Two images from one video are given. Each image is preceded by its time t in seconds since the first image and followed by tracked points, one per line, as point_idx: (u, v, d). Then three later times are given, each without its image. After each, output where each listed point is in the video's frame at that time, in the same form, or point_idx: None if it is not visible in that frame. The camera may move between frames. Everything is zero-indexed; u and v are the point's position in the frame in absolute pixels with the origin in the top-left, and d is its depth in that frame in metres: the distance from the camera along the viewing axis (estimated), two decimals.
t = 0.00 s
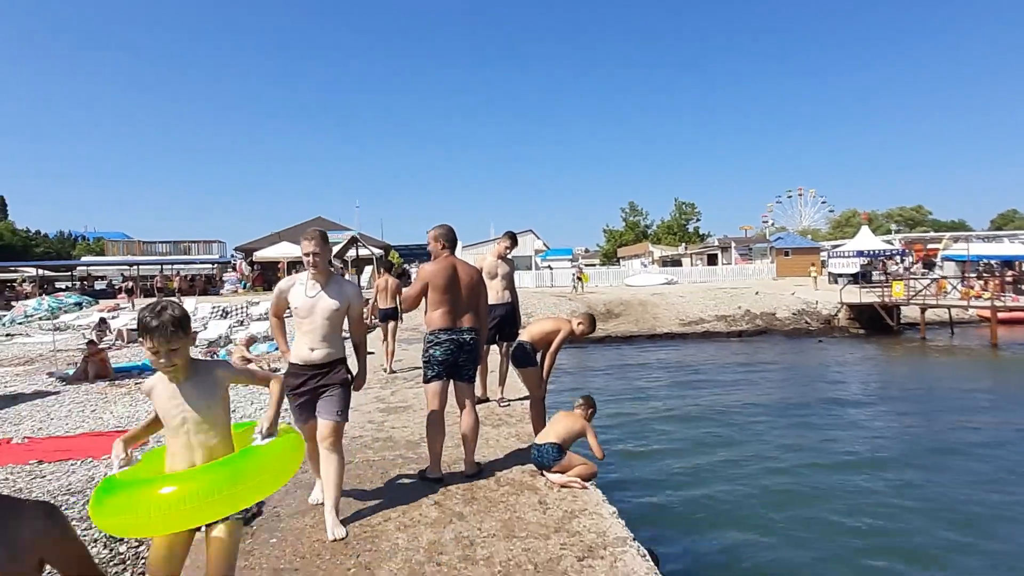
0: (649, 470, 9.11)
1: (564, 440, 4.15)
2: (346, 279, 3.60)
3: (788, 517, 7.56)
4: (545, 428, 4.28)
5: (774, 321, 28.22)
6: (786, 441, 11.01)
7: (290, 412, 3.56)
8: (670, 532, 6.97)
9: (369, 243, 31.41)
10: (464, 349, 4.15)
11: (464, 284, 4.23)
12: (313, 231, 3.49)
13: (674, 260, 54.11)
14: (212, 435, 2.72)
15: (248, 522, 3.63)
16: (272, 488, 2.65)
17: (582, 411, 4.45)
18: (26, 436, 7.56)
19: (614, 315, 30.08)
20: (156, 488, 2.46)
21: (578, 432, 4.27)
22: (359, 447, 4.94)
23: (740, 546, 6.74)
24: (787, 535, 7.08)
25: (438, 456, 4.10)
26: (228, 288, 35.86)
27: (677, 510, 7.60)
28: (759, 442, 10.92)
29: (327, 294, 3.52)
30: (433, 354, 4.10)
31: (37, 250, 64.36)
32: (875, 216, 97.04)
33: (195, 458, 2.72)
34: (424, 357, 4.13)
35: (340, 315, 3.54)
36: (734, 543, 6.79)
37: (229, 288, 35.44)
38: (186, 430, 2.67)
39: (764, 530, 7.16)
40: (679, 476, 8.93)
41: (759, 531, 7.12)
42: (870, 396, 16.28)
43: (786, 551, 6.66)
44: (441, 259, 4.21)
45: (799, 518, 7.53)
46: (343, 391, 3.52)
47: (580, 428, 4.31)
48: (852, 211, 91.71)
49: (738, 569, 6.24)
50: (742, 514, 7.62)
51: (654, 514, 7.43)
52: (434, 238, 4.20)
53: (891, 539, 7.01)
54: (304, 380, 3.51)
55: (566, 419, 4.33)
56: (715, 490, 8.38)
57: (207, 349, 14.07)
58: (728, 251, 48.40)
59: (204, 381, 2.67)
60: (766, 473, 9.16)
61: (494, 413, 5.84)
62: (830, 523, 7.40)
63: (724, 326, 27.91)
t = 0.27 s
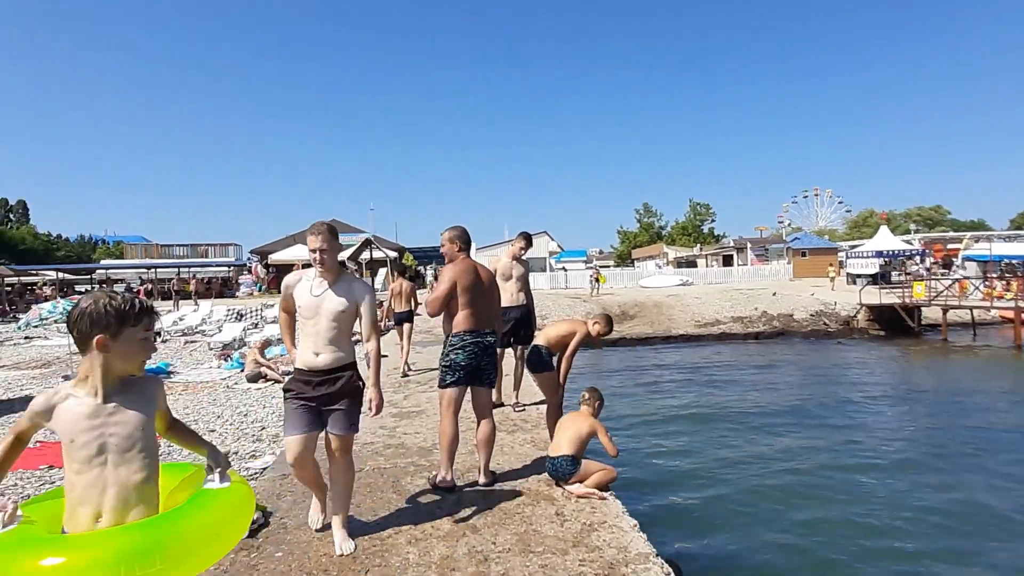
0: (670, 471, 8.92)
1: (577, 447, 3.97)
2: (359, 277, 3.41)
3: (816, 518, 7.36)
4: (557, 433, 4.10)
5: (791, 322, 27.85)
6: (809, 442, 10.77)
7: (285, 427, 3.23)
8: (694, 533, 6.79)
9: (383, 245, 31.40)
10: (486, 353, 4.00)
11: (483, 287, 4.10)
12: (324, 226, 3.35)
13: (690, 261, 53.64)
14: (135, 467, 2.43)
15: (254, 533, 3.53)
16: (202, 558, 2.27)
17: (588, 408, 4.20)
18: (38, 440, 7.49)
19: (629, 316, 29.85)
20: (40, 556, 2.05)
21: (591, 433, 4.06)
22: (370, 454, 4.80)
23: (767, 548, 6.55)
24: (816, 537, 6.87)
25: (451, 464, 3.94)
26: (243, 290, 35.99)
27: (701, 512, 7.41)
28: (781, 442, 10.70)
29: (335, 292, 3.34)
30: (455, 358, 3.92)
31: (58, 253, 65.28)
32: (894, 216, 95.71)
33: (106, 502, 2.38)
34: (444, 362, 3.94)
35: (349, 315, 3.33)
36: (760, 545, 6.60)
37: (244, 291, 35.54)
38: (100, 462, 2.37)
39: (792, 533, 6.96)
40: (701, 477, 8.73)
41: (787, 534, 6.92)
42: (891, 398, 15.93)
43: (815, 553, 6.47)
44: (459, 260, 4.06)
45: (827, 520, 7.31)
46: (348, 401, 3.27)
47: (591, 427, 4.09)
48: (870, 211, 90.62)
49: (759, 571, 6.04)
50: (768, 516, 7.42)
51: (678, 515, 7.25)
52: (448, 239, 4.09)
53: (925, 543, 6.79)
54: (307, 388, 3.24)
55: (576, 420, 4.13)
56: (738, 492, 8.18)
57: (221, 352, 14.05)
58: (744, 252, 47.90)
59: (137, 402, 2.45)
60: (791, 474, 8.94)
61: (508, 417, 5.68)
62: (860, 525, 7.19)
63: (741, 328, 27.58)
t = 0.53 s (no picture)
0: (702, 473, 8.66)
1: (593, 458, 3.79)
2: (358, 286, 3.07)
3: (859, 522, 7.07)
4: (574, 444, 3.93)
5: (820, 325, 27.31)
6: (845, 445, 10.44)
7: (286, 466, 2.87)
8: (731, 536, 6.55)
9: (405, 248, 31.45)
10: (508, 363, 3.85)
11: (503, 294, 3.92)
12: (314, 232, 3.01)
13: (714, 263, 53.02)
14: None
15: (266, 552, 3.41)
16: None
17: (599, 411, 3.98)
18: (60, 445, 7.48)
19: (653, 319, 29.50)
20: None
21: (606, 439, 3.86)
22: (390, 464, 4.65)
23: (807, 552, 6.29)
24: (861, 542, 6.59)
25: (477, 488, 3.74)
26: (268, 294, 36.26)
27: (737, 514, 7.16)
28: (816, 445, 10.38)
29: (333, 305, 3.00)
30: (477, 369, 3.75)
31: (89, 258, 66.49)
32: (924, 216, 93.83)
33: None
34: (466, 374, 3.77)
35: (351, 331, 2.99)
36: (801, 549, 6.34)
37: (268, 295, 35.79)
38: None
39: (835, 537, 6.68)
40: (734, 479, 8.47)
41: (829, 538, 6.64)
42: (925, 400, 15.46)
43: (860, 558, 6.19)
44: (477, 264, 3.85)
45: (871, 524, 7.02)
46: (357, 431, 2.94)
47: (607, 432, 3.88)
48: (898, 211, 88.98)
49: None
50: (807, 519, 7.14)
51: (713, 517, 7.00)
52: (464, 241, 3.91)
53: (978, 549, 6.48)
54: (309, 419, 2.90)
55: (589, 426, 3.93)
56: (774, 494, 7.91)
57: (244, 355, 14.06)
58: (770, 253, 47.22)
59: None
60: (828, 477, 8.64)
61: (531, 426, 5.51)
62: (907, 530, 6.89)
63: (767, 331, 27.11)
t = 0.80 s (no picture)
0: (727, 473, 8.46)
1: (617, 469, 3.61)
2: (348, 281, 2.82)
3: (893, 525, 6.85)
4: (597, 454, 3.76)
5: (843, 327, 26.85)
6: (873, 446, 10.17)
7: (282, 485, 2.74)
8: (761, 538, 6.35)
9: (424, 249, 31.46)
10: (516, 368, 3.71)
11: (512, 297, 3.77)
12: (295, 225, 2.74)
13: (735, 264, 52.48)
14: None
15: (279, 560, 3.33)
16: None
17: (630, 424, 3.79)
18: (78, 445, 7.47)
19: (672, 320, 29.21)
20: None
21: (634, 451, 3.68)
22: (406, 469, 4.53)
23: (838, 554, 6.09)
24: (897, 546, 6.37)
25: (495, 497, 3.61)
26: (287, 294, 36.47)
27: (766, 515, 6.96)
28: (844, 446, 10.12)
29: (318, 306, 2.74)
30: (485, 375, 3.63)
31: (113, 259, 67.45)
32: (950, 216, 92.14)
33: None
34: (473, 381, 3.66)
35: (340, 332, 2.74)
36: (830, 551, 6.14)
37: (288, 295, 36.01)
38: None
39: (869, 540, 6.47)
40: (760, 479, 8.27)
41: (862, 541, 6.43)
42: (954, 402, 15.08)
43: (890, 563, 5.99)
44: (484, 265, 3.69)
45: (906, 527, 6.80)
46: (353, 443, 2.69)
47: (635, 444, 3.69)
48: (923, 212, 87.52)
49: None
50: (839, 521, 6.93)
51: (740, 517, 6.82)
52: (471, 240, 3.76)
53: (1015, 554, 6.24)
54: (299, 433, 2.72)
55: (617, 437, 3.75)
56: (803, 495, 7.71)
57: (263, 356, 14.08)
58: (792, 254, 46.61)
59: None
60: (857, 479, 8.41)
61: (551, 430, 5.37)
62: (945, 534, 6.66)
63: (789, 332, 26.72)
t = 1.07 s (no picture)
0: (750, 478, 8.24)
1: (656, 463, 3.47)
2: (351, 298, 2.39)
3: (925, 531, 6.62)
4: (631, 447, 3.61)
5: (864, 330, 26.43)
6: (901, 449, 9.89)
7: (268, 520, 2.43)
8: (788, 545, 6.14)
9: (438, 252, 31.41)
10: (527, 376, 3.56)
11: (521, 302, 3.64)
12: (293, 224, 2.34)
13: (751, 266, 52.00)
14: None
15: None
16: None
17: (660, 415, 3.68)
18: (90, 451, 7.41)
19: (689, 323, 28.93)
20: None
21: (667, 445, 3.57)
22: (420, 478, 4.40)
23: (865, 562, 5.90)
24: (930, 555, 6.12)
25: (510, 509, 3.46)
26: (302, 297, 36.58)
27: (790, 520, 6.77)
28: (870, 450, 9.85)
29: (313, 324, 2.32)
30: (496, 385, 3.47)
31: (131, 262, 68.11)
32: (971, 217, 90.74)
33: None
34: (484, 391, 3.49)
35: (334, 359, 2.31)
36: (857, 558, 5.95)
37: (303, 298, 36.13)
38: None
39: (902, 549, 6.24)
40: (784, 483, 8.04)
41: (894, 549, 6.20)
42: (980, 406, 14.75)
43: (920, 570, 5.79)
44: (489, 268, 3.56)
45: (939, 534, 6.56)
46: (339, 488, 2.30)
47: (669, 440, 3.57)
48: (943, 214, 86.33)
49: None
50: (868, 527, 6.70)
51: (766, 523, 6.61)
52: (473, 242, 3.61)
53: None
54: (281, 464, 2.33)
55: (650, 430, 3.63)
56: (829, 500, 7.47)
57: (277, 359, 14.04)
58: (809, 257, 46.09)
59: None
60: (885, 484, 8.16)
61: (569, 438, 5.21)
62: (981, 542, 6.41)
63: (808, 336, 26.35)
